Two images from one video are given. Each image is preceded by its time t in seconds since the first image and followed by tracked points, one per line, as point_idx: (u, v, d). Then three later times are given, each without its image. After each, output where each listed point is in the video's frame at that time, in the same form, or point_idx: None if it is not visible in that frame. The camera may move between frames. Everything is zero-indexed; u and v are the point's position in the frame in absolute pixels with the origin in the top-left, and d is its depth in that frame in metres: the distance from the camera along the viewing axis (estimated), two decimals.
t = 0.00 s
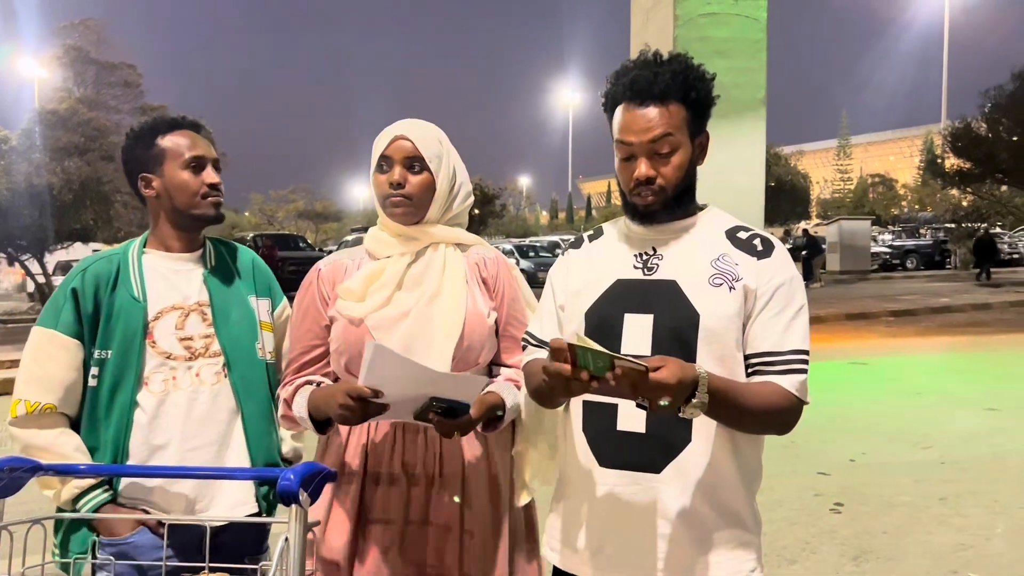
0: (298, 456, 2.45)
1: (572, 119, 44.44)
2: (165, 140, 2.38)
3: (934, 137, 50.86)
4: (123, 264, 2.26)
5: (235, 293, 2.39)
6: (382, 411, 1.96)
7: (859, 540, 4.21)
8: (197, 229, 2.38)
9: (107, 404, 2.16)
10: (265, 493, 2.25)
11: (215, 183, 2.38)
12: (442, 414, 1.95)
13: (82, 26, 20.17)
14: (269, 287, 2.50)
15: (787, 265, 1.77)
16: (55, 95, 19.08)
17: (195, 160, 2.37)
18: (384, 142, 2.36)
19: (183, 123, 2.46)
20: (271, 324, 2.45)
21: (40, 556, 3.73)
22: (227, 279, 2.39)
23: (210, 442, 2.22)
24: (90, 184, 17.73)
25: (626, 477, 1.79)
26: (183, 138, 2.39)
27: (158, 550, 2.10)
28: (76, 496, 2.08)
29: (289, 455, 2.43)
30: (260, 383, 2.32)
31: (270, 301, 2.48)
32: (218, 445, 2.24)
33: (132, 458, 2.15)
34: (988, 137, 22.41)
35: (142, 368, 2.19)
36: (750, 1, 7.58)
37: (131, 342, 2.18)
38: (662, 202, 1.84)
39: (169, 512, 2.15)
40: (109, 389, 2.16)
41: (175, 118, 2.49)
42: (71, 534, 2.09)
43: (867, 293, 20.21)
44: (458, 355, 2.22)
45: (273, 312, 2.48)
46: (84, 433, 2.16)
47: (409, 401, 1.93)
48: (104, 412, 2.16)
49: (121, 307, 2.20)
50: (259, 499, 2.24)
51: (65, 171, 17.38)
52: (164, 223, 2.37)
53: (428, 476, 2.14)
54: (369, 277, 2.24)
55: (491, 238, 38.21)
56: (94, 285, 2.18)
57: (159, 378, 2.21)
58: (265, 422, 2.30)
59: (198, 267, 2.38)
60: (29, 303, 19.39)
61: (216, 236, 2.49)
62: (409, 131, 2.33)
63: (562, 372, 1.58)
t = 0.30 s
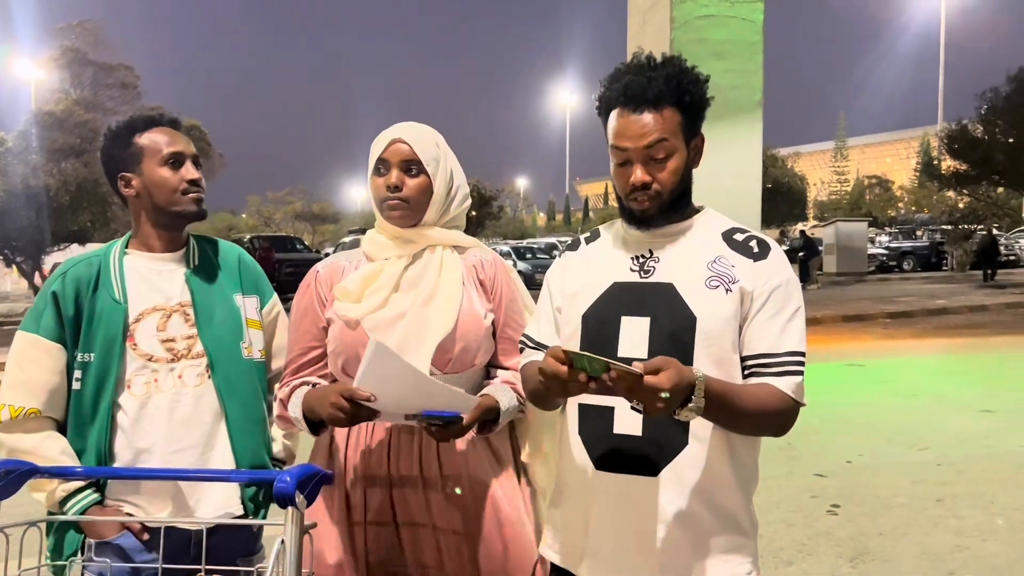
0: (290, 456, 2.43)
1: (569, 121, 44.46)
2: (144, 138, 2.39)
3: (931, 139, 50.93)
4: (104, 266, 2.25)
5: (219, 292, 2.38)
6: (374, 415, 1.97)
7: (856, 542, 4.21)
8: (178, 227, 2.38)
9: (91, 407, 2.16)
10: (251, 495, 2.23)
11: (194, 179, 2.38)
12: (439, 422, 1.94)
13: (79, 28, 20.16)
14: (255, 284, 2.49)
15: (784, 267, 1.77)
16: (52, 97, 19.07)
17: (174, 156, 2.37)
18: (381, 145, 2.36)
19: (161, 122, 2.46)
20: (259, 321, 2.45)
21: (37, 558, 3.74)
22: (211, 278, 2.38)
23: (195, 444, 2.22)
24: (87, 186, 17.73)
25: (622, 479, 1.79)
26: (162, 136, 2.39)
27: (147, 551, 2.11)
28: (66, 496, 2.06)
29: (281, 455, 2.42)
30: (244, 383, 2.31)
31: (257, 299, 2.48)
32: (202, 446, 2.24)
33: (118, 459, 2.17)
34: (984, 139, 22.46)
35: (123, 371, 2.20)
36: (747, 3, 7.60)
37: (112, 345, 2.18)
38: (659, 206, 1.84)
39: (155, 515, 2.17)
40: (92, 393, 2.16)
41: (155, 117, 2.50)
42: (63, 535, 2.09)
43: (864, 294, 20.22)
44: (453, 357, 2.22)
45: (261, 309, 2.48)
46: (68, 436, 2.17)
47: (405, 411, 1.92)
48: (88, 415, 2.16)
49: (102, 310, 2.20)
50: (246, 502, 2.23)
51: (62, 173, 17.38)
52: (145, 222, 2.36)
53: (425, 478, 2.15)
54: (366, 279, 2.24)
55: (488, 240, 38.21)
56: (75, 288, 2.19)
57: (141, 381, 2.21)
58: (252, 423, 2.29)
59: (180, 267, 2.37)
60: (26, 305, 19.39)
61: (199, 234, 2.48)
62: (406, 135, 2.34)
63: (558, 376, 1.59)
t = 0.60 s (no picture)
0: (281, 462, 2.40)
1: (566, 123, 44.50)
2: (135, 141, 2.39)
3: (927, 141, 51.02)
4: (98, 268, 2.25)
5: (213, 295, 2.37)
6: (362, 411, 1.96)
7: (852, 543, 4.22)
8: (172, 229, 2.37)
9: (82, 408, 2.16)
10: (240, 499, 2.24)
11: (187, 181, 2.38)
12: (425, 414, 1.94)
13: (77, 30, 20.17)
14: (248, 287, 2.48)
15: (780, 269, 1.77)
16: (49, 99, 19.07)
17: (167, 158, 2.37)
18: (377, 148, 2.37)
19: (153, 125, 2.46)
20: (251, 325, 2.44)
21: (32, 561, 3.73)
22: (205, 281, 2.38)
23: (187, 447, 2.22)
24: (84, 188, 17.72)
25: (615, 482, 1.79)
26: (154, 139, 2.39)
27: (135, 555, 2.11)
28: (54, 500, 2.07)
29: (271, 461, 2.38)
30: (237, 386, 2.31)
31: (250, 302, 2.47)
32: (194, 449, 2.23)
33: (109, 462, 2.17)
34: (980, 141, 22.49)
35: (116, 374, 2.20)
36: (743, 5, 7.62)
37: (105, 347, 2.18)
38: (655, 208, 1.84)
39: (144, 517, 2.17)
40: (84, 395, 2.16)
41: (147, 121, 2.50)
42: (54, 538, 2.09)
43: (861, 296, 20.23)
44: (448, 358, 2.22)
45: (253, 313, 2.47)
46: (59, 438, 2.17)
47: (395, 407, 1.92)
48: (79, 417, 2.16)
49: (97, 312, 2.20)
50: (235, 505, 2.23)
51: (58, 175, 17.37)
52: (139, 225, 2.36)
53: (416, 481, 2.14)
54: (361, 280, 2.25)
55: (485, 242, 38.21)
56: (69, 290, 2.18)
57: (134, 384, 2.21)
58: (243, 427, 2.29)
59: (174, 269, 2.37)
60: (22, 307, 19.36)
61: (194, 237, 2.48)
62: (402, 137, 2.34)
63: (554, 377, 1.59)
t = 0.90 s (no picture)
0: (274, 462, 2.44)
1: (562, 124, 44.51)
2: (151, 145, 2.39)
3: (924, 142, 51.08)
4: (110, 268, 2.25)
5: (220, 300, 2.38)
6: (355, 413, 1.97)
7: (849, 545, 4.22)
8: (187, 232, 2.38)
9: (89, 406, 2.15)
10: (241, 499, 2.25)
11: (203, 186, 2.39)
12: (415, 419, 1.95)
13: (74, 32, 20.17)
14: (252, 292, 2.49)
15: (775, 271, 1.77)
16: (46, 101, 19.05)
17: (184, 163, 2.37)
18: (375, 150, 2.37)
19: (167, 130, 2.46)
20: (254, 331, 2.44)
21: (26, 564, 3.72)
22: (213, 286, 2.38)
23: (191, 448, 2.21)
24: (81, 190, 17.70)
25: (609, 486, 1.80)
26: (170, 143, 2.40)
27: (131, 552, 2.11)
28: (58, 497, 2.05)
29: (266, 462, 2.42)
30: (242, 390, 2.31)
31: (253, 307, 2.47)
32: (198, 448, 2.23)
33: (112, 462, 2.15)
34: (977, 143, 22.53)
35: (126, 373, 2.19)
36: (740, 7, 7.63)
37: (116, 346, 2.18)
38: (652, 204, 1.84)
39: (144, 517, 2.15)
40: (92, 393, 2.15)
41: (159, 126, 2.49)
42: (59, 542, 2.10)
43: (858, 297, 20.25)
44: (444, 358, 2.22)
45: (256, 318, 2.47)
46: (65, 436, 2.16)
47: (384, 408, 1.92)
48: (86, 415, 2.15)
49: (108, 311, 2.20)
50: (235, 505, 2.24)
51: (55, 177, 17.35)
52: (153, 226, 2.36)
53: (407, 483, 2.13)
54: (358, 281, 2.25)
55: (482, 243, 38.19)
56: (82, 289, 2.18)
57: (143, 384, 2.21)
58: (246, 430, 2.30)
59: (184, 273, 2.37)
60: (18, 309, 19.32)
61: (203, 242, 2.48)
62: (401, 139, 2.34)
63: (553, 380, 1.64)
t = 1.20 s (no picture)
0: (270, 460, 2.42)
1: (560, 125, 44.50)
2: (170, 148, 2.39)
3: (921, 144, 51.13)
4: (123, 268, 2.26)
5: (227, 301, 2.36)
6: (353, 407, 1.95)
7: (846, 546, 4.21)
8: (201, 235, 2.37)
9: (94, 403, 2.16)
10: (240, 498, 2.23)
11: (219, 191, 2.39)
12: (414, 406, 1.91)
13: (71, 33, 20.17)
14: (259, 295, 2.46)
15: (765, 270, 1.78)
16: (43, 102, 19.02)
17: (202, 168, 2.37)
18: (374, 153, 2.36)
19: (187, 135, 2.47)
20: (259, 333, 2.42)
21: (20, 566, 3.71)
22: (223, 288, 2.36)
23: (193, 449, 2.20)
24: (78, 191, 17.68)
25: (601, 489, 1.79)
26: (189, 146, 2.40)
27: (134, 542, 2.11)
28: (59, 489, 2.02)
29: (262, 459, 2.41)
30: (246, 392, 2.29)
31: (259, 309, 2.45)
32: (199, 447, 2.21)
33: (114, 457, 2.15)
34: (974, 144, 22.56)
35: (133, 372, 2.19)
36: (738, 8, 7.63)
37: (124, 345, 2.18)
38: (653, 193, 1.83)
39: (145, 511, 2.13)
40: (98, 391, 2.16)
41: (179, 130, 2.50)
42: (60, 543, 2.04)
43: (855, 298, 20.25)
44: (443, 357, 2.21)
45: (262, 320, 2.45)
46: (68, 431, 2.16)
47: (376, 404, 1.92)
48: (90, 412, 2.15)
49: (119, 311, 2.20)
50: (233, 504, 2.25)
51: (52, 178, 17.33)
52: (167, 228, 2.35)
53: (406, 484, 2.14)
54: (356, 282, 2.24)
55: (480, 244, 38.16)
56: (93, 288, 2.19)
57: (149, 384, 2.20)
58: (248, 431, 2.28)
59: (194, 275, 2.35)
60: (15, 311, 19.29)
61: (214, 244, 2.47)
62: (401, 140, 2.34)
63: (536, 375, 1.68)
